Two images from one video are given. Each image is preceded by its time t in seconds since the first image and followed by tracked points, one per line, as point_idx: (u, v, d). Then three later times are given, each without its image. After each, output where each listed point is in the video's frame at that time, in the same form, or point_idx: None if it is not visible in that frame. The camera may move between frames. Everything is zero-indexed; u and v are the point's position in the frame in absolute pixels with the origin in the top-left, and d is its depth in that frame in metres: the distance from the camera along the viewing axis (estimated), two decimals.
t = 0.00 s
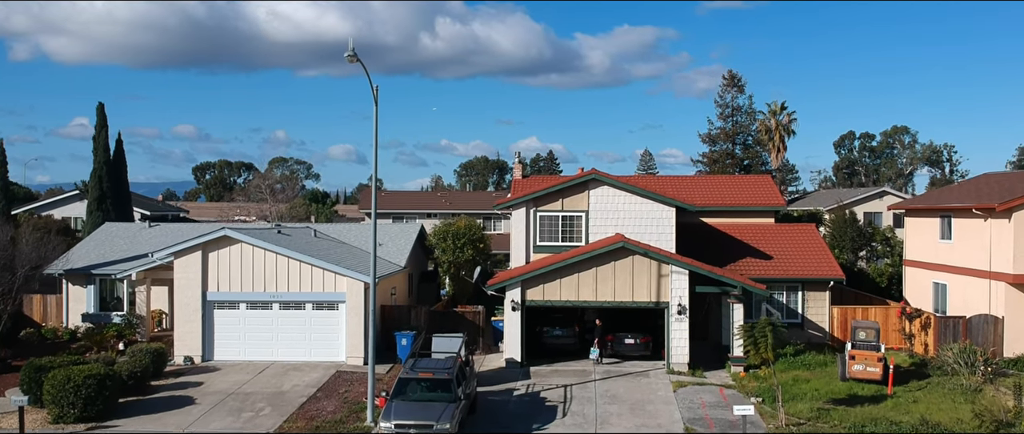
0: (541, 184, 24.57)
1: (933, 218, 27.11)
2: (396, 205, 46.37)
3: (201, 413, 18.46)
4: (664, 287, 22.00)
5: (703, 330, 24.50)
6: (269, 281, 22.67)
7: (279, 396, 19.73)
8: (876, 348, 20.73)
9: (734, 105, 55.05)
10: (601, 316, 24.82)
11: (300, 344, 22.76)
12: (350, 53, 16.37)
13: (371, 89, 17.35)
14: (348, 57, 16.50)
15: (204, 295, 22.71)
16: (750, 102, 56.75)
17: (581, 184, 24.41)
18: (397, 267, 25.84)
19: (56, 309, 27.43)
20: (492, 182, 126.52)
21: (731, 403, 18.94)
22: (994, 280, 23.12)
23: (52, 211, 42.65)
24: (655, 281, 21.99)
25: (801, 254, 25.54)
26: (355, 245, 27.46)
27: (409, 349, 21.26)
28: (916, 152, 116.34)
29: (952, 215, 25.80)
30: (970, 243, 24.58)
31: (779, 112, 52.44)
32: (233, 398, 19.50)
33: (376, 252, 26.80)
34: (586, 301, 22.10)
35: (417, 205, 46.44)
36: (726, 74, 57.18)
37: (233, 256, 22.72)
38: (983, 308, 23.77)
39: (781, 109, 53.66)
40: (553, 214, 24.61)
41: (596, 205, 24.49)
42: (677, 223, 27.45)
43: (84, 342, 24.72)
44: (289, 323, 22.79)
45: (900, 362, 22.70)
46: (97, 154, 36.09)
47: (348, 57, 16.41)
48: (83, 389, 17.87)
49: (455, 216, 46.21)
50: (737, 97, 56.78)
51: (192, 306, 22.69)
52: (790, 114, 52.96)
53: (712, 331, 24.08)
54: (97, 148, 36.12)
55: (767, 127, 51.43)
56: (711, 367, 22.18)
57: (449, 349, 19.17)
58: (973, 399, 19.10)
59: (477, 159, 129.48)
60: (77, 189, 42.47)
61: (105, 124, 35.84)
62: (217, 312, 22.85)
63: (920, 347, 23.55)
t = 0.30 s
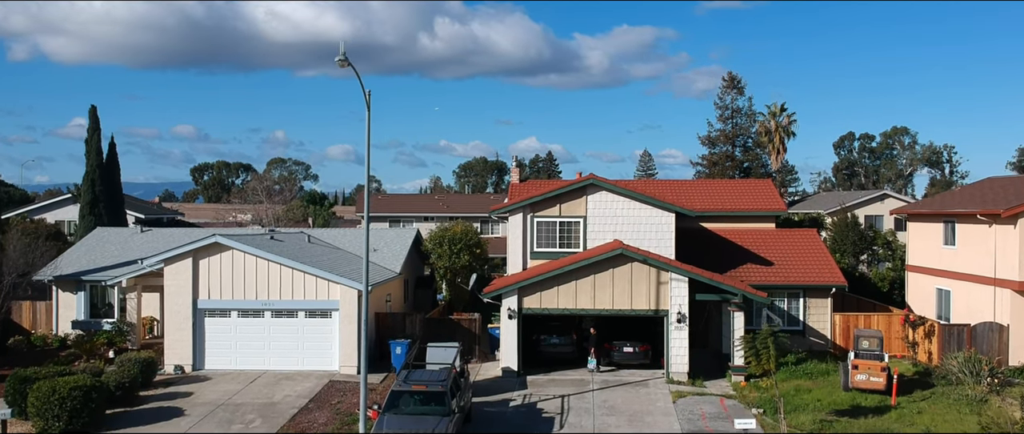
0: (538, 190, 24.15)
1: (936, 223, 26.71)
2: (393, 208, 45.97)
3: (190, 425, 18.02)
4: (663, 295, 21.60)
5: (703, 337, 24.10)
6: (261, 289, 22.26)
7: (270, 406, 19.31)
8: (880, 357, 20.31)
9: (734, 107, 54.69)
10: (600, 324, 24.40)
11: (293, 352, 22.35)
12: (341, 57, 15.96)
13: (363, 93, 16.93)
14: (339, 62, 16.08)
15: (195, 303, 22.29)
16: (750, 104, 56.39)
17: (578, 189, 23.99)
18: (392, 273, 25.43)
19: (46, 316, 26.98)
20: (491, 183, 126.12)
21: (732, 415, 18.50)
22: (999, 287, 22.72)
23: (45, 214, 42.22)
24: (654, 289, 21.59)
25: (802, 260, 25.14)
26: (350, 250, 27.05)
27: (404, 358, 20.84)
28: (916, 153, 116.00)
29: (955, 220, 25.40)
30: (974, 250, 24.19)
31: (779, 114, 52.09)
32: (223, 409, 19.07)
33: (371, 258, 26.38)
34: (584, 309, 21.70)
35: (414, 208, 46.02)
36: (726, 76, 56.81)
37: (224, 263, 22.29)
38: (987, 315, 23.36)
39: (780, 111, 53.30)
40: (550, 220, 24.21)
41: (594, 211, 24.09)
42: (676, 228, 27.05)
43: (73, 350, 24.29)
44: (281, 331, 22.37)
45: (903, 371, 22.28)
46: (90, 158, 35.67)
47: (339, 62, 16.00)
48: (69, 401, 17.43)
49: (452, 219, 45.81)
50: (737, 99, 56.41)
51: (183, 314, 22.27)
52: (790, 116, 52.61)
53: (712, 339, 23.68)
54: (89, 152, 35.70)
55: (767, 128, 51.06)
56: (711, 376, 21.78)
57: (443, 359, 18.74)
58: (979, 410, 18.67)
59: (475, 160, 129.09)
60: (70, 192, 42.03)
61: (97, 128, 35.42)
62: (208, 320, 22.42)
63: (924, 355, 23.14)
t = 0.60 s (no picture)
0: (534, 195, 23.75)
1: (939, 228, 26.33)
2: (389, 211, 45.57)
3: None
4: (661, 303, 21.21)
5: (702, 345, 23.72)
6: (252, 296, 21.85)
7: (260, 418, 18.88)
8: (882, 367, 19.92)
9: (733, 108, 54.33)
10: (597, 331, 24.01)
11: (284, 361, 21.95)
12: (331, 62, 15.55)
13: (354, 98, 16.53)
14: (329, 67, 15.67)
15: (185, 311, 21.88)
16: (750, 106, 56.07)
17: (575, 194, 23.58)
18: (387, 279, 25.04)
19: (35, 323, 26.50)
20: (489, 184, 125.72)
21: (732, 426, 18.09)
22: (1003, 295, 22.34)
23: (39, 218, 41.82)
24: (652, 297, 21.20)
25: (802, 265, 24.75)
26: (345, 256, 26.68)
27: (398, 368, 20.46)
28: (916, 153, 115.59)
29: (958, 226, 25.04)
30: (978, 256, 23.81)
31: (779, 115, 51.76)
32: (212, 421, 18.65)
33: (365, 264, 26.00)
34: (581, 317, 21.30)
35: (411, 211, 45.59)
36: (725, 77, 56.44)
37: (214, 270, 21.86)
38: (991, 323, 22.97)
39: (780, 112, 52.96)
40: (547, 226, 23.82)
41: (591, 216, 23.70)
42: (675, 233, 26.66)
43: (62, 358, 23.87)
44: (272, 339, 21.97)
45: (906, 380, 21.90)
46: (82, 161, 35.27)
47: (329, 67, 15.59)
48: (53, 413, 17.02)
49: (449, 223, 45.43)
50: (736, 100, 56.05)
51: (173, 322, 21.86)
52: (790, 117, 52.27)
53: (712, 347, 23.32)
54: (81, 155, 35.28)
55: (767, 130, 50.72)
56: (711, 385, 21.40)
57: (437, 370, 18.33)
58: (984, 422, 18.29)
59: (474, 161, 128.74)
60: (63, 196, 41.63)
61: (89, 131, 34.99)
62: (198, 328, 22.03)
63: (927, 364, 22.77)
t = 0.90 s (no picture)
0: (530, 200, 23.36)
1: (941, 234, 25.94)
2: (385, 213, 45.13)
3: None
4: (659, 311, 20.82)
5: (701, 353, 23.34)
6: (242, 304, 21.44)
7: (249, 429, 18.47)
8: (884, 377, 19.54)
9: (733, 110, 53.95)
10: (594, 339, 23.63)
11: (275, 370, 21.57)
12: (319, 68, 15.16)
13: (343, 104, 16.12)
14: (317, 73, 15.28)
15: (174, 319, 21.47)
16: (749, 107, 55.75)
17: (572, 200, 23.17)
18: (380, 286, 24.64)
19: (23, 330, 26.12)
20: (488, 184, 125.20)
21: None
22: (1007, 303, 21.96)
23: (31, 220, 41.40)
24: (650, 305, 20.81)
25: (802, 272, 24.36)
26: (338, 262, 26.29)
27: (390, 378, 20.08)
28: (916, 153, 115.21)
29: (961, 231, 24.68)
30: (981, 263, 23.44)
31: (778, 117, 51.41)
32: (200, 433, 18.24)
33: (359, 271, 25.61)
34: (577, 325, 20.91)
35: (407, 214, 45.13)
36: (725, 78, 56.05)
37: (204, 278, 21.45)
38: (995, 331, 22.59)
39: (780, 113, 52.63)
40: (543, 232, 23.43)
41: (588, 222, 23.30)
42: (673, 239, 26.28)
43: (50, 366, 23.45)
44: (263, 348, 21.58)
45: (908, 389, 21.53)
46: (73, 165, 34.85)
47: (317, 73, 15.20)
48: (36, 427, 16.62)
49: (446, 226, 45.02)
50: (736, 101, 55.66)
51: (162, 331, 21.45)
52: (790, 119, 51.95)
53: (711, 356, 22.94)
54: (73, 158, 34.84)
55: (766, 131, 50.37)
56: (710, 395, 21.02)
57: (430, 382, 17.93)
58: None
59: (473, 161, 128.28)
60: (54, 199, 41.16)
61: (80, 134, 34.55)
62: (187, 337, 21.63)
63: (929, 373, 22.40)
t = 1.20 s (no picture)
0: (526, 207, 22.93)
1: (944, 241, 25.51)
2: (382, 217, 44.70)
3: None
4: (657, 321, 20.39)
5: (699, 363, 22.93)
6: (232, 314, 21.00)
7: None
8: (887, 389, 19.11)
9: (732, 113, 53.59)
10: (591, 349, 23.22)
11: (265, 381, 21.15)
12: (307, 74, 14.78)
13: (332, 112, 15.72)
14: (305, 79, 14.89)
15: (163, 329, 21.03)
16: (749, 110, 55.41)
17: (569, 206, 22.73)
18: (374, 294, 24.21)
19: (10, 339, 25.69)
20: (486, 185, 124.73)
21: None
22: (1012, 312, 21.54)
23: (23, 225, 40.97)
24: (648, 315, 20.38)
25: (803, 280, 23.94)
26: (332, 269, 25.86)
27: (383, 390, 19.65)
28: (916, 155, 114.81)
29: (964, 238, 24.25)
30: (985, 271, 23.01)
31: (778, 119, 51.04)
32: None
33: (352, 278, 25.19)
34: (573, 336, 20.48)
35: (403, 218, 44.68)
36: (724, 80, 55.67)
37: (192, 287, 21.01)
38: (1000, 340, 22.16)
39: (779, 115, 52.27)
40: (539, 239, 23.01)
41: (585, 230, 22.86)
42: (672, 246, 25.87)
43: (37, 376, 22.99)
44: (253, 359, 21.15)
45: (911, 400, 21.12)
46: (64, 169, 34.42)
47: (305, 79, 14.82)
48: None
49: (443, 230, 44.62)
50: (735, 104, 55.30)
51: (150, 341, 21.01)
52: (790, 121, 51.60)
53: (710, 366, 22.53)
54: (64, 163, 34.42)
55: (766, 133, 49.99)
56: (709, 407, 20.60)
57: (423, 395, 17.51)
58: None
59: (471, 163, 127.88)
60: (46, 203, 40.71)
61: (71, 138, 34.13)
62: (176, 347, 21.20)
63: (932, 383, 22.01)
